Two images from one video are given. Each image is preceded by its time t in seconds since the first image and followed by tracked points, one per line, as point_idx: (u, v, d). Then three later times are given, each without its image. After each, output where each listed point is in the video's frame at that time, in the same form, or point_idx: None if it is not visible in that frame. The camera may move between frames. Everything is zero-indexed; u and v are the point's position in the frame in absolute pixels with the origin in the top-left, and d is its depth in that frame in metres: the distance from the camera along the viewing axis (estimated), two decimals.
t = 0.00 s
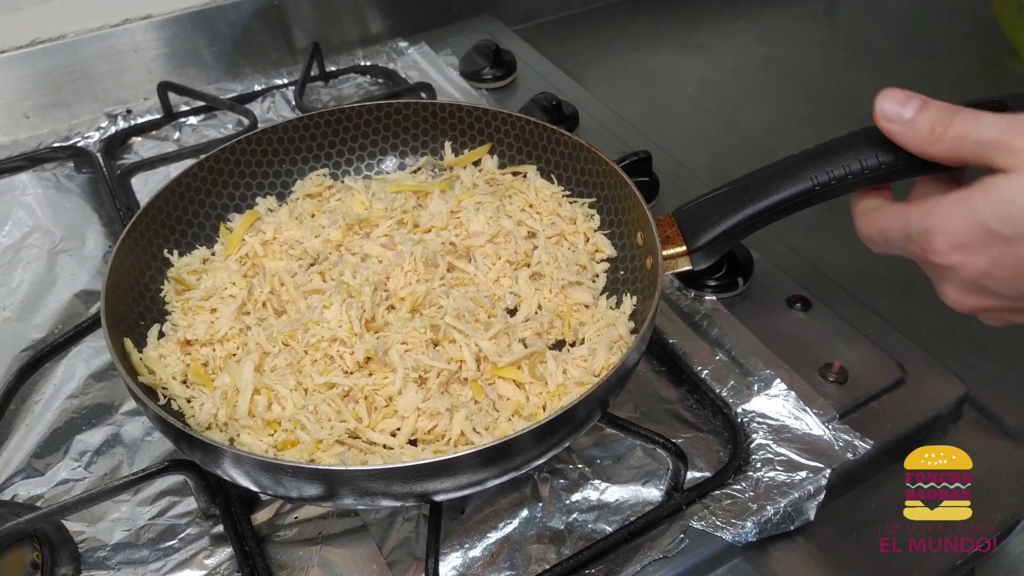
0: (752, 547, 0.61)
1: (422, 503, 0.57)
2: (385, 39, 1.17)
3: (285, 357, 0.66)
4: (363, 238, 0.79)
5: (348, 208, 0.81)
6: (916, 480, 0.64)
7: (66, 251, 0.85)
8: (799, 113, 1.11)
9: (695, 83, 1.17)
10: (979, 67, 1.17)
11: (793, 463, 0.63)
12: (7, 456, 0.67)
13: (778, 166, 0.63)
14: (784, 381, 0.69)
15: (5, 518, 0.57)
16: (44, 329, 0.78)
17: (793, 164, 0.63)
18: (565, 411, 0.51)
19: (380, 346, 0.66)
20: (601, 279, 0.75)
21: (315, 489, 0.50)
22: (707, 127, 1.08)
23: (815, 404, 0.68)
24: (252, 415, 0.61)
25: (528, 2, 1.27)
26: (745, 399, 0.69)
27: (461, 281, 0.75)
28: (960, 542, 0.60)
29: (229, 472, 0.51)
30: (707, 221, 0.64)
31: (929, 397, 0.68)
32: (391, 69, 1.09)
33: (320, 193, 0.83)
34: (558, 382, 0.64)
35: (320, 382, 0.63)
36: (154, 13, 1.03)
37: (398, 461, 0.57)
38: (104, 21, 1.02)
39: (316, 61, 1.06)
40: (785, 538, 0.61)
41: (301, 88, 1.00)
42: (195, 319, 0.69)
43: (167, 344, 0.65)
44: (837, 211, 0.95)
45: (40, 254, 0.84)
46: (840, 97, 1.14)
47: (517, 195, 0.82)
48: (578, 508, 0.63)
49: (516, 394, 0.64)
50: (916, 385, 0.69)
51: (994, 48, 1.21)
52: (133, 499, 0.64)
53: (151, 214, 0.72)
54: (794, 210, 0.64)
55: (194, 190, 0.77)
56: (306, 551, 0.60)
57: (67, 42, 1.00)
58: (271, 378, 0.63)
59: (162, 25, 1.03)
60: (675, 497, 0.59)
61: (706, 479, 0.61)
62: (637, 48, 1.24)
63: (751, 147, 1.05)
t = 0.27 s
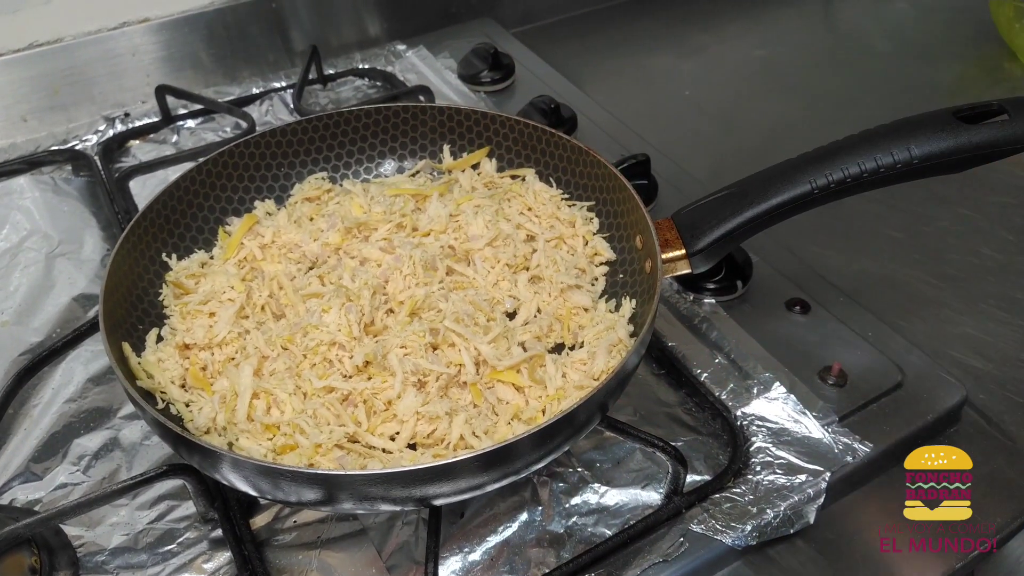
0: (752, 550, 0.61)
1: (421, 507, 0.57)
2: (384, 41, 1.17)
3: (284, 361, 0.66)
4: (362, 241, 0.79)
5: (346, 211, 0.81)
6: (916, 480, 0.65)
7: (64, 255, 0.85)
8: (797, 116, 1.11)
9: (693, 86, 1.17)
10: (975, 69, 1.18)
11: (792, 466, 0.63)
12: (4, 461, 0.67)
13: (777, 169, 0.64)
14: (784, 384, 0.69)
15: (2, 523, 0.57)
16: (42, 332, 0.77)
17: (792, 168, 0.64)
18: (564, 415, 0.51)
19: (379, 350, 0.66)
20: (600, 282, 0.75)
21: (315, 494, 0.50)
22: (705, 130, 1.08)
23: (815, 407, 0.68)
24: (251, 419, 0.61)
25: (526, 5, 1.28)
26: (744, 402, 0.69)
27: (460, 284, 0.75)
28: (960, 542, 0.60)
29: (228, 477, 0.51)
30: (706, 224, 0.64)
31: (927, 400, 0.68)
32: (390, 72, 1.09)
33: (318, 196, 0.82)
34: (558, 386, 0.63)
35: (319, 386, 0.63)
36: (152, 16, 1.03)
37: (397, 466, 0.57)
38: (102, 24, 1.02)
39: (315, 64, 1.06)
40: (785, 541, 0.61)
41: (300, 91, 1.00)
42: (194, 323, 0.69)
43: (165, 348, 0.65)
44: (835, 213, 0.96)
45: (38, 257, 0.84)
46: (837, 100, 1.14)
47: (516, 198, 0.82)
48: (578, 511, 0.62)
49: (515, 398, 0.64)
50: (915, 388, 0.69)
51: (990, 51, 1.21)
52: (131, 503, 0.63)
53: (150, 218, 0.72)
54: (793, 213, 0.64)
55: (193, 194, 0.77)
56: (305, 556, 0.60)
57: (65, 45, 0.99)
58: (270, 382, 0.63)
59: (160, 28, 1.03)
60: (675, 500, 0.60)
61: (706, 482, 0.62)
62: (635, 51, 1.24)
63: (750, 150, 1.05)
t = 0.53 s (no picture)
0: (756, 547, 0.61)
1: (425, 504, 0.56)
2: (387, 37, 1.16)
3: (287, 357, 0.66)
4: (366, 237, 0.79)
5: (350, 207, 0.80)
6: (916, 480, 0.64)
7: (66, 250, 0.84)
8: (802, 111, 1.10)
9: (698, 81, 1.16)
10: (981, 64, 1.17)
11: (798, 463, 0.63)
12: (7, 456, 0.67)
13: (782, 164, 0.63)
14: (789, 380, 0.69)
15: (5, 519, 0.57)
16: (45, 328, 0.77)
17: (797, 163, 0.63)
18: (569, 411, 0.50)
19: (382, 346, 0.66)
20: (605, 278, 0.74)
21: (318, 490, 0.49)
22: (710, 125, 1.08)
23: (821, 404, 0.67)
24: (254, 415, 0.60)
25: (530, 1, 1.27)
26: (750, 398, 0.68)
27: (463, 280, 0.74)
28: (960, 542, 0.59)
29: (230, 473, 0.51)
30: (710, 219, 0.63)
31: (934, 396, 0.67)
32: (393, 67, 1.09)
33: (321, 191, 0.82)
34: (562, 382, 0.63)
35: (322, 382, 0.63)
36: (155, 11, 1.03)
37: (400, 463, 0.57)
38: (104, 19, 1.01)
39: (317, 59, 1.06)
40: (790, 538, 0.61)
41: (303, 87, 0.99)
42: (197, 318, 0.69)
43: (168, 344, 0.65)
44: (840, 209, 0.95)
45: (41, 253, 0.84)
46: (843, 95, 1.13)
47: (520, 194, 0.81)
48: (582, 508, 0.62)
49: (519, 394, 0.63)
50: (921, 384, 0.69)
51: (996, 45, 1.20)
52: (135, 499, 0.63)
53: (152, 213, 0.71)
54: (799, 208, 0.64)
55: (196, 189, 0.77)
56: (308, 552, 0.60)
57: (67, 40, 0.99)
58: (273, 378, 0.63)
59: (163, 24, 1.02)
60: (679, 498, 0.59)
61: (710, 480, 0.61)
62: (640, 46, 1.24)
63: (754, 145, 1.04)
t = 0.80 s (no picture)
0: (762, 554, 0.61)
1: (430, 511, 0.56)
2: (392, 42, 1.16)
3: (293, 362, 0.66)
4: (372, 242, 0.79)
5: (355, 212, 0.81)
6: (916, 481, 0.64)
7: (73, 255, 0.85)
8: (807, 116, 1.11)
9: (703, 86, 1.16)
10: (986, 68, 1.17)
11: (804, 470, 0.62)
12: (14, 461, 0.67)
13: (789, 171, 0.63)
14: (795, 387, 0.69)
15: (13, 523, 0.57)
16: (52, 333, 0.78)
17: (804, 170, 0.63)
18: (575, 417, 0.50)
19: (388, 352, 0.66)
20: (610, 284, 0.74)
21: (325, 496, 0.49)
22: (715, 130, 1.08)
23: (826, 410, 0.67)
24: (260, 421, 0.61)
25: (535, 6, 1.27)
26: (755, 405, 0.68)
27: (469, 286, 0.74)
28: (959, 542, 0.60)
29: (237, 479, 0.51)
30: (716, 226, 0.63)
31: (940, 403, 0.67)
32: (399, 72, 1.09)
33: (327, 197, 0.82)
34: (568, 389, 0.63)
35: (328, 388, 0.63)
36: (162, 16, 1.04)
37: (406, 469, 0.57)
38: (112, 24, 1.02)
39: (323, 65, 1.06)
40: (795, 545, 0.61)
41: (309, 91, 1.00)
42: (203, 324, 0.69)
43: (175, 349, 0.65)
44: (846, 214, 0.95)
45: (48, 257, 0.84)
46: (848, 100, 1.13)
47: (525, 200, 0.81)
48: (587, 514, 0.62)
49: (525, 401, 0.64)
50: (927, 391, 0.69)
51: (1001, 50, 1.20)
52: (141, 504, 0.63)
53: (160, 218, 0.72)
54: (806, 215, 0.64)
55: (203, 194, 0.77)
56: (314, 558, 0.60)
57: (75, 45, 1.00)
58: (279, 384, 0.63)
59: (170, 29, 1.03)
60: (685, 505, 0.59)
61: (716, 487, 0.61)
62: (644, 52, 1.24)
63: (759, 150, 1.04)
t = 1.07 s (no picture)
0: (760, 553, 0.61)
1: (429, 510, 0.56)
2: (391, 39, 1.16)
3: (292, 361, 0.65)
4: (370, 240, 0.79)
5: (353, 210, 0.80)
6: (916, 480, 0.64)
7: (70, 252, 0.84)
8: (806, 115, 1.10)
9: (702, 85, 1.16)
10: (985, 68, 1.17)
11: (802, 469, 0.62)
12: (11, 459, 0.67)
13: (788, 170, 0.63)
14: (794, 386, 0.69)
15: (9, 521, 0.57)
16: (48, 330, 0.77)
17: (804, 168, 0.63)
18: (574, 416, 0.50)
19: (387, 350, 0.65)
20: (609, 283, 0.74)
21: (322, 495, 0.49)
22: (714, 129, 1.08)
23: (825, 410, 0.67)
24: (258, 419, 0.60)
25: (534, 4, 1.27)
26: (754, 404, 0.68)
27: (468, 284, 0.74)
28: (959, 542, 0.60)
29: (235, 477, 0.51)
30: (716, 225, 0.63)
31: (938, 402, 0.67)
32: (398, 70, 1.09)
33: (325, 195, 0.82)
34: (567, 388, 0.63)
35: (326, 386, 0.63)
36: (160, 13, 1.03)
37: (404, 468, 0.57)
38: (109, 21, 1.01)
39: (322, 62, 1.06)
40: (794, 544, 0.61)
41: (307, 89, 0.99)
42: (201, 322, 0.69)
43: (172, 347, 0.65)
44: (844, 213, 0.95)
45: (45, 255, 0.84)
46: (847, 99, 1.13)
47: (524, 198, 0.81)
48: (586, 513, 0.62)
49: (524, 400, 0.63)
50: (926, 390, 0.69)
51: (1000, 49, 1.20)
52: (138, 502, 0.63)
53: (158, 215, 0.71)
54: (806, 214, 0.64)
55: (200, 192, 0.77)
56: (312, 556, 0.60)
57: (72, 42, 0.99)
58: (277, 382, 0.63)
59: (168, 25, 1.02)
60: (683, 504, 0.59)
61: (714, 485, 0.61)
62: (643, 50, 1.24)
63: (758, 149, 1.04)
